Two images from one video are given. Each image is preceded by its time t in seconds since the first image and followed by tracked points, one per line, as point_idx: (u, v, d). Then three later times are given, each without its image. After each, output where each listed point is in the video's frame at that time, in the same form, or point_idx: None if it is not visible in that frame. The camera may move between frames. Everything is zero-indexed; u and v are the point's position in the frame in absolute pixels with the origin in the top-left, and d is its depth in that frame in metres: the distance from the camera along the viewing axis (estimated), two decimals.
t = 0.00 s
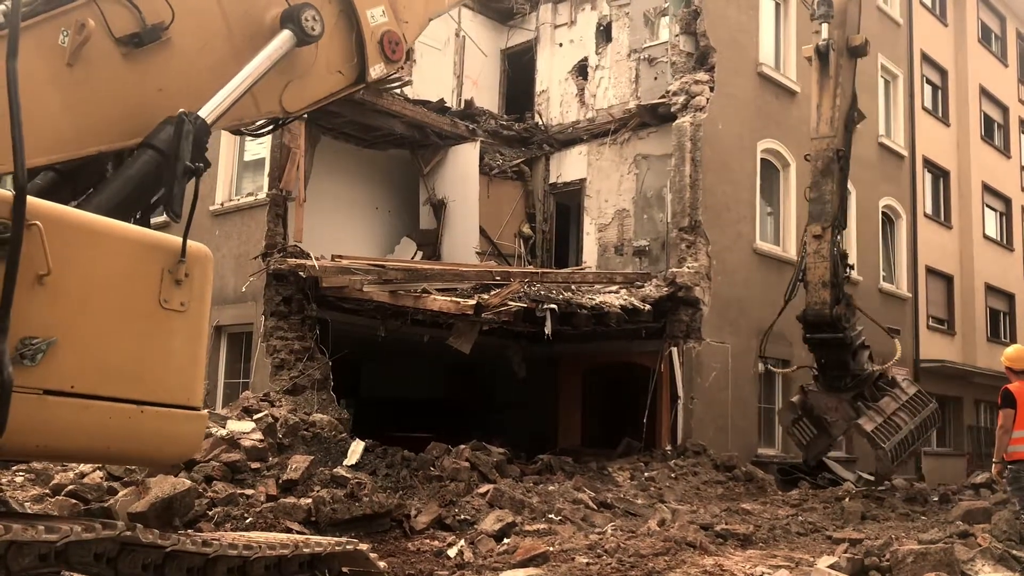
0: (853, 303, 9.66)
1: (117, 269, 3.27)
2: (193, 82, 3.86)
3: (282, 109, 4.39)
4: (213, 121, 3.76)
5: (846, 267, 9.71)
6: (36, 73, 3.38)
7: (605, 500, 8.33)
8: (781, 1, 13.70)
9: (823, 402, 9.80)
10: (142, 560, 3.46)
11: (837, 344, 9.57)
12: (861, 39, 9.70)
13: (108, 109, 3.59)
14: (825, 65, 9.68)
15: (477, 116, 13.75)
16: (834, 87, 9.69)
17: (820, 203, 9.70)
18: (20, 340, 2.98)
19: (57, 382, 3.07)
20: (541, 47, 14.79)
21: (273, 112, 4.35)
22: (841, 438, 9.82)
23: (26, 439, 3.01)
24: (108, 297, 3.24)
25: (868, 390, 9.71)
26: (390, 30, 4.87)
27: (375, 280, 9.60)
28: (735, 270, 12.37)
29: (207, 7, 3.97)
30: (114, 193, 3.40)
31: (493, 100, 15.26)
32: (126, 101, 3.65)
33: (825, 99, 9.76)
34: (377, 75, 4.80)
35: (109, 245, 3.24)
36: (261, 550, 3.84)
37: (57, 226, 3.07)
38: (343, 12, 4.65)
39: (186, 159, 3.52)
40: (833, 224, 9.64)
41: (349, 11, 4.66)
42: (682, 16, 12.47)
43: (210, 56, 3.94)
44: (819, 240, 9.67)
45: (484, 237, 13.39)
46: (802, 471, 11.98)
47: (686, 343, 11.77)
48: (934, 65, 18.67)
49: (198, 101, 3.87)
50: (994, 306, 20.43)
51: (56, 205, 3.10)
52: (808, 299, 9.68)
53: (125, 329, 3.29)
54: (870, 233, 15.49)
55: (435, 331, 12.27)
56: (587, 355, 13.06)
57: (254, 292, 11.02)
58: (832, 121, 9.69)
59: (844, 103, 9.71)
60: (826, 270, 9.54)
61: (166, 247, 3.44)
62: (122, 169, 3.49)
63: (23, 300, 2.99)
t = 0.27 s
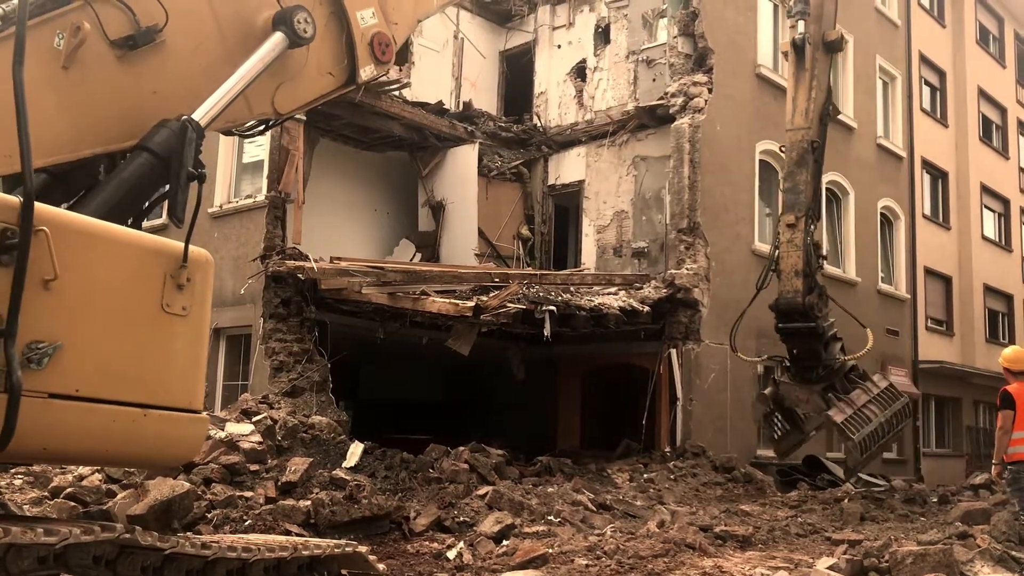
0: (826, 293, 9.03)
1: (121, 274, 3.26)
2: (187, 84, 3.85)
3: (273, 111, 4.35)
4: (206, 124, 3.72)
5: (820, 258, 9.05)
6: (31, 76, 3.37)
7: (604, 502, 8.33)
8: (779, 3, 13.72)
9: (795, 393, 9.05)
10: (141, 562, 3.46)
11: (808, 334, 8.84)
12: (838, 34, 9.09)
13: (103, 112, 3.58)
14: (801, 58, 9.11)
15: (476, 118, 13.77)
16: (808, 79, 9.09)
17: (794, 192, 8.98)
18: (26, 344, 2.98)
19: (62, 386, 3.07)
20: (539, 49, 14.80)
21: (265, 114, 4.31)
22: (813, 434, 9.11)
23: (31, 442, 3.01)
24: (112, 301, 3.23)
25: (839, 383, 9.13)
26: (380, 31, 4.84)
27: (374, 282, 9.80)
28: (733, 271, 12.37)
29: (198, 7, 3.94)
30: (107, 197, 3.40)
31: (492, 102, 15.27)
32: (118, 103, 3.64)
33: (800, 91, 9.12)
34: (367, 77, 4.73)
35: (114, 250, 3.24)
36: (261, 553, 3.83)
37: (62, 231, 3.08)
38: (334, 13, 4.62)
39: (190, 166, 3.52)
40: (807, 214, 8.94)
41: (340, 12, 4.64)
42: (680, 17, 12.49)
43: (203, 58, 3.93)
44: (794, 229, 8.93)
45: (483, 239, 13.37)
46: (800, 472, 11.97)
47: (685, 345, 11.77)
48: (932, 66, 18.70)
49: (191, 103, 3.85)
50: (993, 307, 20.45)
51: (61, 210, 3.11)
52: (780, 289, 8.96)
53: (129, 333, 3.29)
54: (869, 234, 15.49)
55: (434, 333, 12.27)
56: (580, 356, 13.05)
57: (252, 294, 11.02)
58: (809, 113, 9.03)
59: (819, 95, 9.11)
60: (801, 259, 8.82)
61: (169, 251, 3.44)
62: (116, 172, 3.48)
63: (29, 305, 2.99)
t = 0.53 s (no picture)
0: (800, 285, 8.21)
1: (126, 279, 3.27)
2: (182, 85, 3.84)
3: (266, 112, 4.38)
4: (201, 125, 3.72)
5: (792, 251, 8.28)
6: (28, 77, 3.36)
7: (603, 504, 8.34)
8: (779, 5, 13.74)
9: (763, 386, 8.25)
10: (141, 563, 3.46)
11: (778, 325, 8.05)
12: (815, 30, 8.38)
13: (99, 112, 3.59)
14: (776, 53, 8.39)
15: (475, 120, 13.80)
16: (784, 70, 8.38)
17: (766, 184, 8.25)
18: (35, 347, 2.98)
19: (70, 389, 3.06)
20: (539, 50, 14.81)
21: (257, 115, 4.34)
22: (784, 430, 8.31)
23: (40, 445, 3.00)
24: (119, 306, 3.24)
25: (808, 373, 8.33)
26: (371, 31, 4.83)
27: (373, 283, 9.87)
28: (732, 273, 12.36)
29: (192, 9, 3.92)
30: (103, 198, 3.37)
31: (491, 104, 15.29)
32: (111, 104, 3.63)
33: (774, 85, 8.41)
34: (359, 78, 4.76)
35: (118, 255, 3.25)
36: (260, 555, 3.82)
37: (70, 235, 3.09)
38: (325, 14, 4.62)
39: (195, 170, 3.55)
40: (781, 206, 8.22)
41: (331, 13, 4.64)
42: (680, 19, 12.47)
43: (197, 59, 3.92)
44: (766, 221, 8.22)
45: (483, 240, 13.46)
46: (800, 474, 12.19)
47: (684, 346, 11.69)
48: (931, 68, 18.71)
49: (184, 105, 3.85)
50: (992, 309, 20.47)
51: (68, 214, 3.11)
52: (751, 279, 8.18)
53: (134, 337, 3.29)
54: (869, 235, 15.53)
55: (433, 334, 12.28)
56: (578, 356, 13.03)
57: (252, 296, 11.02)
58: (782, 105, 8.33)
59: (795, 90, 8.41)
60: (772, 249, 8.09)
61: (172, 256, 3.45)
62: (111, 175, 3.46)
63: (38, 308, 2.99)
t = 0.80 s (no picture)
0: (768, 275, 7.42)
1: (130, 282, 3.27)
2: (176, 85, 3.83)
3: (260, 113, 4.35)
4: (196, 126, 3.73)
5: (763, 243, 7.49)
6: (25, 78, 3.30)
7: (602, 505, 8.34)
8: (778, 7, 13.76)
9: (728, 379, 7.50)
10: (140, 564, 3.46)
11: (744, 318, 7.21)
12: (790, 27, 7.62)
13: (95, 114, 3.54)
14: (750, 50, 7.54)
15: (475, 121, 13.82)
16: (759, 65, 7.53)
17: (735, 175, 7.39)
18: (42, 349, 2.97)
19: (76, 391, 3.06)
20: (539, 52, 14.82)
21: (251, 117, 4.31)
22: (749, 427, 7.62)
23: (47, 446, 2.99)
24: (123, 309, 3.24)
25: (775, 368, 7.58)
26: (361, 32, 4.83)
27: (372, 284, 9.89)
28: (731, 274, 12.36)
29: (185, 8, 3.91)
30: (99, 200, 3.37)
31: (492, 105, 15.30)
32: (104, 104, 3.58)
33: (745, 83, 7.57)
34: (349, 78, 4.77)
35: (123, 258, 3.25)
36: (260, 556, 3.81)
37: (77, 238, 3.08)
38: (316, 14, 4.62)
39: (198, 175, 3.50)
40: (751, 196, 7.36)
41: (322, 14, 4.63)
42: (680, 21, 12.45)
43: (190, 60, 3.90)
44: (734, 213, 7.36)
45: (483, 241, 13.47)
46: (799, 476, 12.20)
47: (684, 348, 11.74)
48: (931, 70, 18.72)
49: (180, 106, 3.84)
50: (991, 311, 20.48)
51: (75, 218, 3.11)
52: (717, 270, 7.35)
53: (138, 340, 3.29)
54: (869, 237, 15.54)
55: (433, 335, 12.26)
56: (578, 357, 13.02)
57: (252, 297, 11.02)
58: (755, 99, 7.46)
59: (767, 85, 7.59)
60: (741, 241, 7.22)
61: (174, 260, 3.46)
62: (106, 177, 3.45)
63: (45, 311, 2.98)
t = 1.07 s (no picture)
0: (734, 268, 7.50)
1: (132, 284, 3.27)
2: (167, 86, 3.77)
3: (247, 112, 4.20)
4: (188, 127, 3.68)
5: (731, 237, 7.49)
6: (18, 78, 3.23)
7: (602, 505, 8.34)
8: (779, 7, 13.76)
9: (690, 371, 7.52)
10: (137, 564, 3.46)
11: (708, 308, 7.25)
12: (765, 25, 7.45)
13: (88, 114, 3.51)
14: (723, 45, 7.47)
15: (475, 122, 13.82)
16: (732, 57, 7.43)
17: (704, 167, 7.30)
18: (48, 351, 2.97)
19: (81, 393, 3.06)
20: (539, 52, 14.81)
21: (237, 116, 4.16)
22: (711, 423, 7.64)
23: (52, 447, 2.99)
24: (126, 311, 3.24)
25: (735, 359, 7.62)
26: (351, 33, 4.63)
27: (372, 284, 9.90)
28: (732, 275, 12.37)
29: (176, 8, 3.83)
30: (94, 200, 3.38)
31: (492, 105, 15.30)
32: (97, 104, 3.54)
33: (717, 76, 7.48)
34: (338, 79, 4.57)
35: (125, 261, 3.25)
36: (258, 556, 3.81)
37: (81, 240, 3.08)
38: (307, 12, 4.43)
39: (198, 179, 3.58)
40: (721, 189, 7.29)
41: (311, 13, 4.45)
42: (680, 21, 12.44)
43: (180, 60, 3.82)
44: (703, 203, 7.29)
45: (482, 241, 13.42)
46: (798, 476, 12.21)
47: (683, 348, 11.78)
48: (931, 70, 18.72)
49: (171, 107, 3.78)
50: (991, 312, 20.50)
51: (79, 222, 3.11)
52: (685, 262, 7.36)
53: (140, 341, 3.29)
54: (869, 238, 15.55)
55: (432, 335, 12.28)
56: (576, 359, 13.05)
57: (251, 296, 11.01)
58: (728, 92, 7.35)
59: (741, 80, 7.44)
60: (709, 230, 7.21)
61: (174, 262, 3.46)
62: (100, 177, 3.45)
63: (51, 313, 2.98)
